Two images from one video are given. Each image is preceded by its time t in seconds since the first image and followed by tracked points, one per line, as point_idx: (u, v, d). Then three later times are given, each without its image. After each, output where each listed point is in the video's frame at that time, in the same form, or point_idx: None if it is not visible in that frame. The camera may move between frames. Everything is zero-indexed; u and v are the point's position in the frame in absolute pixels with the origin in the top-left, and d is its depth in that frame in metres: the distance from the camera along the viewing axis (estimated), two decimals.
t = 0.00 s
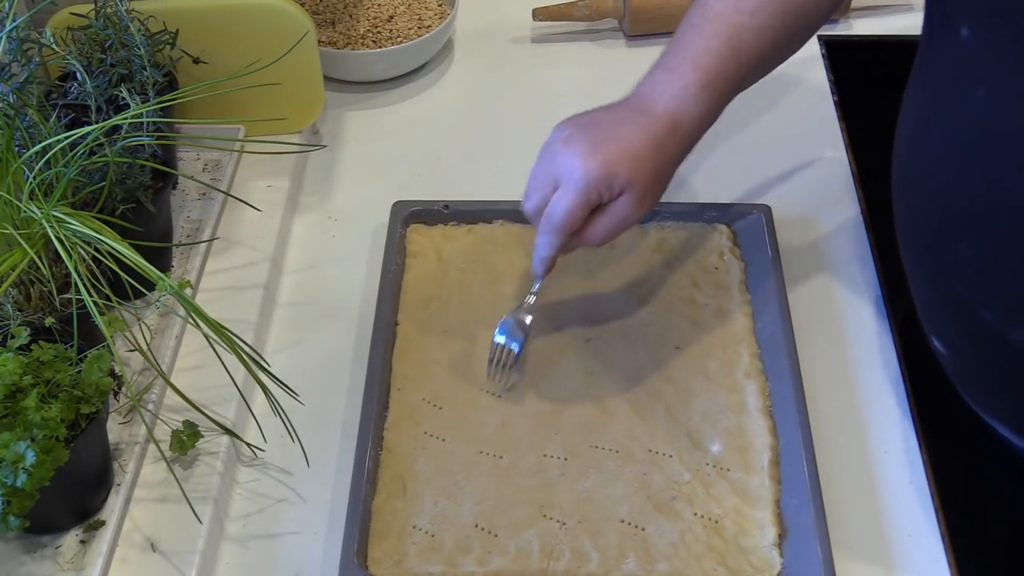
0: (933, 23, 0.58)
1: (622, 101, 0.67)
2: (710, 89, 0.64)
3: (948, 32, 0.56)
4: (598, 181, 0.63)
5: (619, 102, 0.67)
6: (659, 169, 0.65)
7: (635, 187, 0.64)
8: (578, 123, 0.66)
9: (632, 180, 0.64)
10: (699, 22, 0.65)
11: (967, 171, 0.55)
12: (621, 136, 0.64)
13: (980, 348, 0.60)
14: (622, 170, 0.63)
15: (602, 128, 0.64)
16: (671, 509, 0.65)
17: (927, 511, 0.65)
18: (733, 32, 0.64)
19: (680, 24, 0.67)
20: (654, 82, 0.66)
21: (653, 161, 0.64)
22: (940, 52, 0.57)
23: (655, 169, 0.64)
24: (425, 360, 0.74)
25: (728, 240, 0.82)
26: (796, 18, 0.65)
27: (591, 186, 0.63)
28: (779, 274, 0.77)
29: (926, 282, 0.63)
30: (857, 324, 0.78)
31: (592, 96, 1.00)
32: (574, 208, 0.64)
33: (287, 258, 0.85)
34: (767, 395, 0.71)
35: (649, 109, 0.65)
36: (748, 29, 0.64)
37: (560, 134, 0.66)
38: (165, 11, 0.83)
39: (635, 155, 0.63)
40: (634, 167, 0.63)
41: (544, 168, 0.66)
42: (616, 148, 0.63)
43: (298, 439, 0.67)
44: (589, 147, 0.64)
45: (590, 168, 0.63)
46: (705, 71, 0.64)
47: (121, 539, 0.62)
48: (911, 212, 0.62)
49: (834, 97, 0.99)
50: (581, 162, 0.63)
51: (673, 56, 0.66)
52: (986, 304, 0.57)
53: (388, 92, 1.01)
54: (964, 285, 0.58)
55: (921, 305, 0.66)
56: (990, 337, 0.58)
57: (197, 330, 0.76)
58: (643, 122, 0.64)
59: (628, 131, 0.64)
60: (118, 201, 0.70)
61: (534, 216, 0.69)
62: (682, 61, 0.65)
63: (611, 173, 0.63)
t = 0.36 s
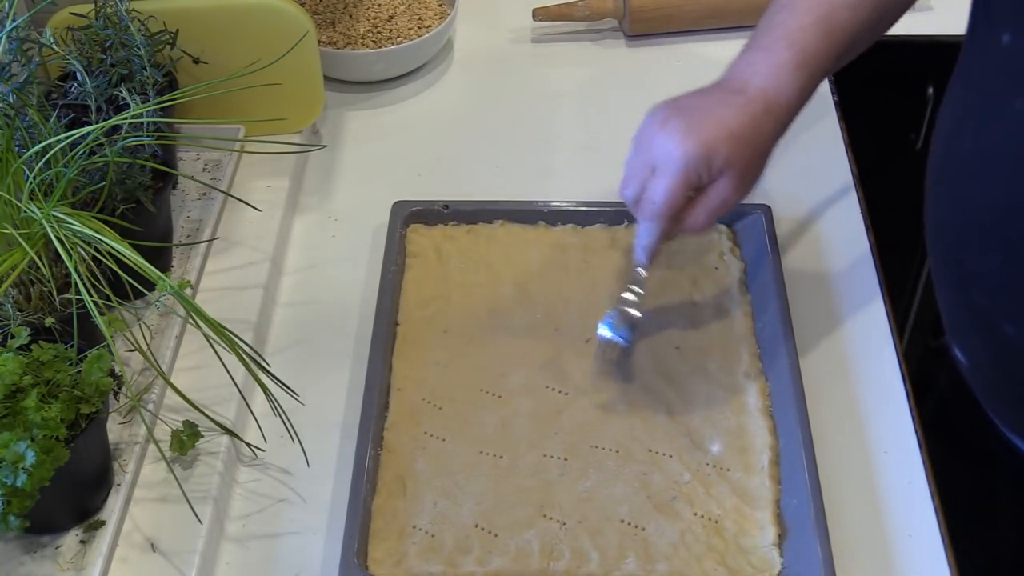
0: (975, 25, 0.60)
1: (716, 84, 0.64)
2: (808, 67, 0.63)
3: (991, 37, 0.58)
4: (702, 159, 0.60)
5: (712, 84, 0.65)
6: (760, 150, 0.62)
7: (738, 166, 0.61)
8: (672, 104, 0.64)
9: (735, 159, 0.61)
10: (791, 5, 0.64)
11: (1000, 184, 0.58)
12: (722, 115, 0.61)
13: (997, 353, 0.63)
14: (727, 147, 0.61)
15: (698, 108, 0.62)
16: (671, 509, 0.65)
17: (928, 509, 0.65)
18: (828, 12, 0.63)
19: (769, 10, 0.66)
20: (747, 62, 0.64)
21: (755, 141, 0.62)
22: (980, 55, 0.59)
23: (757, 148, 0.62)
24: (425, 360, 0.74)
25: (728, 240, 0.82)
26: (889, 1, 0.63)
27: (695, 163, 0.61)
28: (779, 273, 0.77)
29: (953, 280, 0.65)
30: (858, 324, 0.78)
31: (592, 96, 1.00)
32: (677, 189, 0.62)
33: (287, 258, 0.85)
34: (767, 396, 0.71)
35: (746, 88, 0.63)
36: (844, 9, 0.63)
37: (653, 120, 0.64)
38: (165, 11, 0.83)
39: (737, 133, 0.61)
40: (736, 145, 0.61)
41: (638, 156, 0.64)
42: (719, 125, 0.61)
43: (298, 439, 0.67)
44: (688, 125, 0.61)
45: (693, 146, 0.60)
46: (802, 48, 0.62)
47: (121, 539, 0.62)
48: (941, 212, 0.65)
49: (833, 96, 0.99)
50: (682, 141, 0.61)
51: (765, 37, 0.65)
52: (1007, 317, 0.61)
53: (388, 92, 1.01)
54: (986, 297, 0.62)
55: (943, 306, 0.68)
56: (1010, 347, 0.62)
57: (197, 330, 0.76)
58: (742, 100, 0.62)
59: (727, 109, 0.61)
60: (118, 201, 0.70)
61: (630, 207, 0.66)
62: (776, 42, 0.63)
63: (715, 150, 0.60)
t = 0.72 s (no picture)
0: None
1: (798, 104, 0.67)
2: (890, 91, 0.64)
3: None
4: (784, 189, 0.64)
5: (794, 106, 0.67)
6: (846, 172, 0.65)
7: (823, 192, 0.64)
8: (756, 132, 0.67)
9: (818, 187, 0.64)
10: (873, 23, 0.65)
11: None
12: (806, 141, 0.64)
13: None
14: (810, 175, 0.64)
15: (782, 136, 0.65)
16: (670, 509, 0.65)
17: (928, 510, 0.65)
18: (910, 30, 0.63)
19: (851, 23, 0.67)
20: (830, 85, 0.66)
21: (839, 165, 0.64)
22: None
23: (841, 171, 0.65)
24: (425, 360, 0.74)
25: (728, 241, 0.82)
26: (978, 16, 0.63)
27: (776, 196, 0.64)
28: (780, 273, 0.77)
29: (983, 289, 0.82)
30: (858, 324, 0.78)
31: (592, 96, 1.00)
32: (761, 221, 0.65)
33: (287, 258, 0.85)
34: (767, 395, 0.71)
35: (826, 111, 0.65)
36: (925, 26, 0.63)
37: (736, 149, 0.67)
38: (164, 11, 0.83)
39: (819, 159, 0.64)
40: (820, 172, 0.64)
41: (724, 185, 0.68)
42: (800, 155, 0.64)
43: (298, 439, 0.67)
44: (773, 154, 0.64)
45: (774, 180, 0.64)
46: (884, 70, 0.64)
47: (121, 539, 0.62)
48: (1000, 222, 0.77)
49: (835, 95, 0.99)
50: (764, 175, 0.64)
51: (845, 56, 0.66)
52: None
53: (387, 92, 1.01)
54: None
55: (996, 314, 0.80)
56: None
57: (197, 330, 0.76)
58: (824, 124, 0.64)
59: (808, 136, 0.64)
60: (118, 201, 0.70)
61: (719, 231, 0.70)
62: (857, 62, 0.65)
63: (796, 182, 0.64)
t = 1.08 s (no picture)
0: None
1: (823, 61, 0.67)
2: (916, 56, 0.64)
3: None
4: (795, 139, 0.64)
5: (820, 62, 0.67)
6: (860, 132, 0.65)
7: (834, 147, 0.64)
8: (776, 81, 0.67)
9: (829, 139, 0.64)
10: None
11: None
12: (823, 95, 0.64)
13: None
14: (822, 129, 0.64)
15: (801, 89, 0.65)
16: (670, 509, 0.65)
17: (928, 510, 0.65)
18: None
19: None
20: (858, 44, 0.66)
21: (853, 123, 0.64)
22: None
23: (855, 129, 0.64)
24: (425, 360, 0.74)
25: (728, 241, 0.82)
26: None
27: (788, 142, 0.64)
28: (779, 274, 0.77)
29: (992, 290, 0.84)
30: (858, 325, 0.78)
31: (592, 96, 1.00)
32: (768, 168, 0.65)
33: (287, 258, 0.85)
34: (767, 395, 0.71)
35: (850, 69, 0.65)
36: None
37: (755, 96, 0.67)
38: (164, 11, 0.83)
39: (835, 114, 0.64)
40: (833, 128, 0.64)
41: (739, 131, 0.68)
42: (815, 107, 0.64)
43: (298, 439, 0.67)
44: (788, 103, 0.65)
45: (787, 127, 0.64)
46: (913, 34, 0.64)
47: (121, 539, 0.62)
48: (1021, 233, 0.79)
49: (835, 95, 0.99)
50: (779, 120, 0.64)
51: (878, 19, 0.66)
52: None
53: (387, 93, 1.01)
54: None
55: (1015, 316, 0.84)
56: None
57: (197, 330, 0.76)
58: (844, 80, 0.64)
59: (827, 91, 0.64)
60: (118, 201, 0.70)
61: (727, 178, 0.70)
62: (888, 25, 0.65)
63: (808, 132, 0.64)
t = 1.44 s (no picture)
0: None
1: (750, 60, 0.65)
2: (839, 59, 0.61)
3: None
4: (712, 145, 0.63)
5: (750, 59, 0.65)
6: (779, 138, 0.64)
7: (750, 154, 0.64)
8: (702, 81, 0.66)
9: (748, 142, 0.63)
10: None
11: None
12: (743, 94, 0.63)
13: None
14: (737, 136, 0.63)
15: (722, 91, 0.64)
16: (670, 509, 0.65)
17: (928, 509, 0.65)
18: None
19: None
20: (786, 38, 0.64)
21: (771, 131, 0.63)
22: None
23: (773, 136, 0.63)
24: (425, 360, 0.74)
25: (728, 241, 0.82)
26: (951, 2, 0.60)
27: (704, 148, 0.63)
28: (780, 273, 0.77)
29: (985, 281, 0.87)
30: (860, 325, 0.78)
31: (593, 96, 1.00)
32: (687, 171, 0.65)
33: (287, 258, 0.85)
34: (767, 395, 0.71)
35: (774, 70, 0.63)
36: None
37: (679, 96, 0.66)
38: (164, 11, 0.83)
39: (752, 121, 0.62)
40: (750, 134, 0.63)
41: (660, 133, 0.67)
42: (733, 112, 0.63)
43: (298, 439, 0.67)
44: (707, 104, 0.63)
45: (704, 133, 0.63)
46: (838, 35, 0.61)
47: (121, 540, 0.62)
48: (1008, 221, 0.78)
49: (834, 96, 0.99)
50: (696, 125, 0.63)
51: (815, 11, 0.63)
52: None
53: (388, 93, 1.01)
54: None
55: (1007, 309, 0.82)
56: None
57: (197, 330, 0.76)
58: (764, 84, 0.63)
59: (747, 95, 0.63)
60: (118, 201, 0.70)
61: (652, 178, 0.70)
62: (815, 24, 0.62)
63: (725, 138, 0.63)
